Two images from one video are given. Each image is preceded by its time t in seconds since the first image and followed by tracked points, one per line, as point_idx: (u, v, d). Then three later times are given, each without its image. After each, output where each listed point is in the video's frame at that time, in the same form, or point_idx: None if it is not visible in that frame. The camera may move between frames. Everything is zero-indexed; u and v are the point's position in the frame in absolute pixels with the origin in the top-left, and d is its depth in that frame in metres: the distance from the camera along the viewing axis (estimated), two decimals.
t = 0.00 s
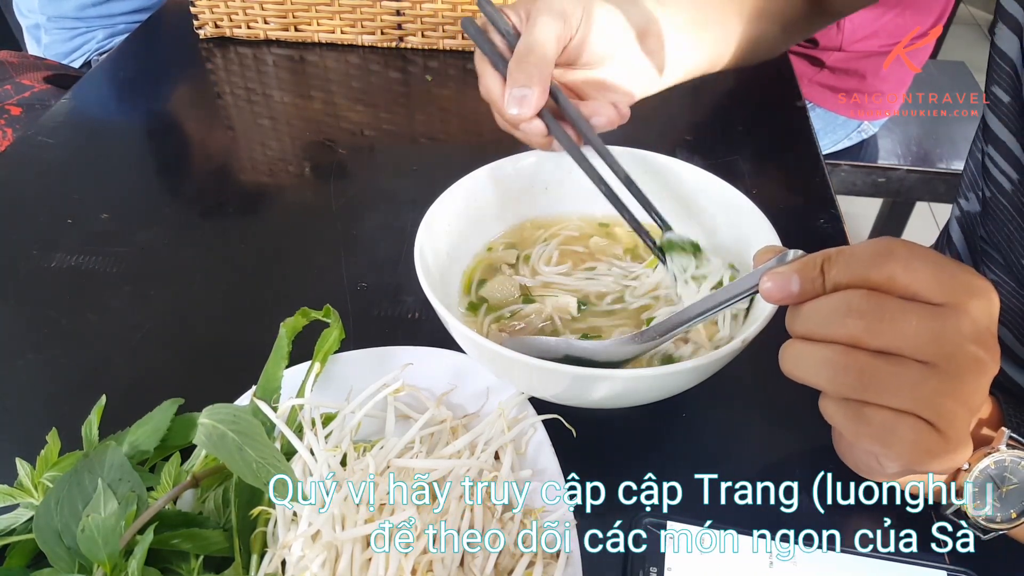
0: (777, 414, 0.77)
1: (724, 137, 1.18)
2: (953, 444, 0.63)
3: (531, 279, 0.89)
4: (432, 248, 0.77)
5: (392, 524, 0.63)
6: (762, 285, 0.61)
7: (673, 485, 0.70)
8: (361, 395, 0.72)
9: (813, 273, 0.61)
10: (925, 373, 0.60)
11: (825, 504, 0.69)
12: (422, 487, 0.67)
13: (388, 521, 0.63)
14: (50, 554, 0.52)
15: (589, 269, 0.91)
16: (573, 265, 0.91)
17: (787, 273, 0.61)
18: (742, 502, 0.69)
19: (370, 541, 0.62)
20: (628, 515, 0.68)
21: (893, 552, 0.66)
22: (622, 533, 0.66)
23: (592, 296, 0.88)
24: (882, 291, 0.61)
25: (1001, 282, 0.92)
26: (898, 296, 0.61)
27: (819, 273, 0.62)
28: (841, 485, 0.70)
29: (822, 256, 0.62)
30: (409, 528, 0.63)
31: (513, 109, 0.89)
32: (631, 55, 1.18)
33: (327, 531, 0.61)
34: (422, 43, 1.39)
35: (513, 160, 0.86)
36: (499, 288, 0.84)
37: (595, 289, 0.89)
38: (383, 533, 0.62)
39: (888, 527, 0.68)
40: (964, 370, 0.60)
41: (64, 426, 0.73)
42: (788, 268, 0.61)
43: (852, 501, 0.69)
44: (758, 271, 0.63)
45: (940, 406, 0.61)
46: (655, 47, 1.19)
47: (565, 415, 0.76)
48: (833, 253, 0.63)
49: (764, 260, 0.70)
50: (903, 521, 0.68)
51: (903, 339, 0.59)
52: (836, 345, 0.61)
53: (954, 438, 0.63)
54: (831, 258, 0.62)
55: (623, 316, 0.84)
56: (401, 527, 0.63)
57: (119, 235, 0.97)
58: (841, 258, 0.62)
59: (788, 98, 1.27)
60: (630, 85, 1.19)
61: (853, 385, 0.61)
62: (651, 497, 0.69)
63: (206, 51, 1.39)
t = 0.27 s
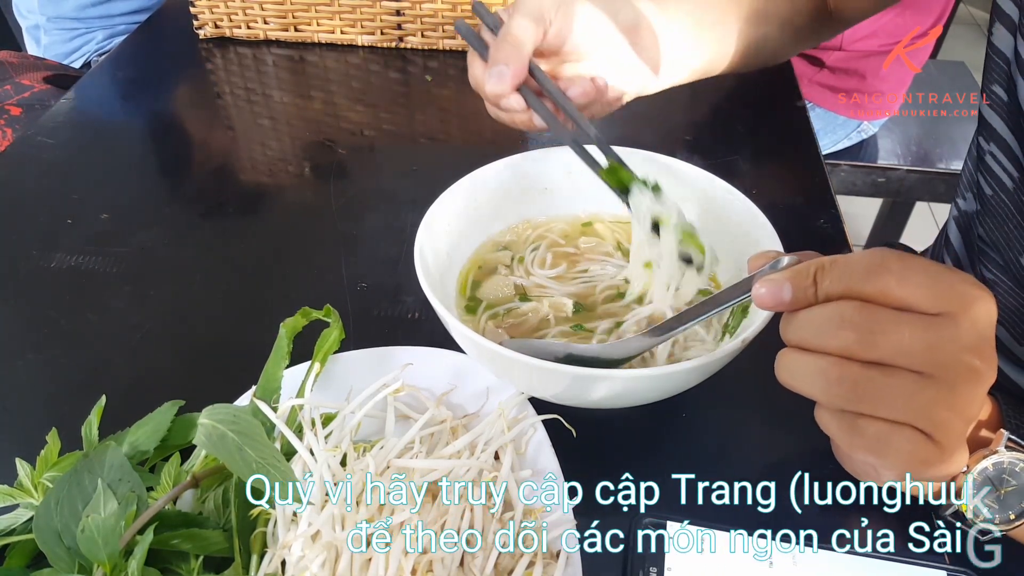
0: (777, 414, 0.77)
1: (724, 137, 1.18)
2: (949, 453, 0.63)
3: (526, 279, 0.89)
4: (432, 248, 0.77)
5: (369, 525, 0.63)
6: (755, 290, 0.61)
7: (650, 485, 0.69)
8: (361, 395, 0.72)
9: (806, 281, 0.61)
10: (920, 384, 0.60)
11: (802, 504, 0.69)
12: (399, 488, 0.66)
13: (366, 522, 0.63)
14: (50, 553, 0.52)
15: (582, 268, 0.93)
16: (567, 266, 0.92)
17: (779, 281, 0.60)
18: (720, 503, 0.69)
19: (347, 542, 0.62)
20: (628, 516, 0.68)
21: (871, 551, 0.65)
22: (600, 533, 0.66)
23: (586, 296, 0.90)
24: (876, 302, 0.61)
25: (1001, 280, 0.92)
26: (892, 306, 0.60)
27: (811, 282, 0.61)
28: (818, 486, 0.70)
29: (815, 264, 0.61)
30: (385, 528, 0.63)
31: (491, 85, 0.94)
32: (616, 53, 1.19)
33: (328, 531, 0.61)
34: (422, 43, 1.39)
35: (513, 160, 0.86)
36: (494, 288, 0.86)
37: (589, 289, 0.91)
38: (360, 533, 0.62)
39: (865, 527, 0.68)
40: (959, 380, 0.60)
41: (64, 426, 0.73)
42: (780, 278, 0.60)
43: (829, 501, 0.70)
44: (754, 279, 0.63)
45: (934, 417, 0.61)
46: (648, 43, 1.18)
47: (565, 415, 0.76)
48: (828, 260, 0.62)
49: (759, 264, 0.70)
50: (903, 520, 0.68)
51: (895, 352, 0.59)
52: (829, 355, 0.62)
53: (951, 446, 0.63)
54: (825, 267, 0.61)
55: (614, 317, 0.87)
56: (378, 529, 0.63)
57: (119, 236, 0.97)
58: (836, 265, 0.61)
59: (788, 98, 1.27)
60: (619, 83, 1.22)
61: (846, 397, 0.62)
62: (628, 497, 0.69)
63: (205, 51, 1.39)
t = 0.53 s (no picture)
0: (777, 414, 0.77)
1: (724, 137, 1.18)
2: (946, 455, 0.63)
3: (525, 278, 0.90)
4: (432, 248, 0.77)
5: (347, 526, 0.62)
6: (750, 293, 0.62)
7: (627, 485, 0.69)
8: (361, 395, 0.72)
9: (798, 284, 0.61)
10: (914, 386, 0.60)
11: (779, 504, 0.69)
12: (376, 488, 0.66)
13: (342, 522, 0.63)
14: (50, 553, 0.52)
15: (582, 266, 0.94)
16: (567, 264, 0.93)
17: (774, 283, 0.61)
18: (697, 503, 0.69)
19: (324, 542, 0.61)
20: (628, 515, 0.68)
21: (846, 551, 0.65)
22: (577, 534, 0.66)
23: (584, 294, 0.91)
24: (869, 306, 0.61)
25: (993, 281, 0.92)
26: (886, 309, 0.60)
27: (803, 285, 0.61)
28: (796, 485, 0.70)
29: (809, 268, 0.62)
30: (363, 528, 0.63)
31: None
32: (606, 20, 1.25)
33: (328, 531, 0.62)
34: (422, 43, 1.39)
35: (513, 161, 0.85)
36: (492, 286, 0.86)
37: (588, 287, 0.92)
38: (337, 533, 0.62)
39: (843, 527, 0.67)
40: (954, 383, 0.60)
41: (64, 426, 0.73)
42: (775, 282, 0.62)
43: (807, 501, 0.69)
44: (749, 281, 0.64)
45: (930, 419, 0.61)
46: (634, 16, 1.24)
47: (565, 416, 0.76)
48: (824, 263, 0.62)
49: (755, 267, 0.71)
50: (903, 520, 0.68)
51: (889, 354, 0.59)
52: (823, 358, 0.62)
53: (948, 449, 0.63)
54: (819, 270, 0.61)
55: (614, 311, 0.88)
56: (356, 528, 0.63)
57: (119, 236, 0.97)
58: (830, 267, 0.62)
59: (787, 98, 1.27)
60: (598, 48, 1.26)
61: (840, 400, 0.62)
62: (605, 497, 0.69)
63: (205, 51, 1.39)
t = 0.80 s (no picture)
0: (777, 414, 0.77)
1: (724, 138, 1.18)
2: (944, 461, 0.63)
3: (524, 278, 0.90)
4: (432, 249, 0.77)
5: (323, 524, 0.61)
6: (749, 296, 0.62)
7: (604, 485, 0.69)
8: (361, 395, 0.73)
9: (797, 289, 0.61)
10: (911, 393, 0.60)
11: (756, 504, 0.69)
12: (352, 488, 0.65)
13: (320, 521, 0.61)
14: (49, 553, 0.52)
15: (581, 266, 0.94)
16: (566, 264, 0.93)
17: (773, 288, 0.62)
18: (675, 503, 0.69)
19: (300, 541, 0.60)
20: (628, 516, 0.68)
21: (823, 551, 0.65)
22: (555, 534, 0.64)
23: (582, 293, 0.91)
24: (866, 312, 0.60)
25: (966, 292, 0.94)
26: (885, 316, 0.60)
27: (801, 290, 0.61)
28: (772, 485, 0.70)
29: (808, 273, 0.62)
30: (340, 527, 0.62)
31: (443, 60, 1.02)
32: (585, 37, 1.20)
33: (330, 531, 0.61)
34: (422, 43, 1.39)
35: (513, 160, 0.85)
36: (491, 286, 0.85)
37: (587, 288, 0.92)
38: (314, 532, 0.60)
39: (819, 527, 0.67)
40: (955, 388, 0.60)
41: (63, 426, 0.73)
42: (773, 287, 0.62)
43: (784, 501, 0.69)
44: (748, 286, 0.65)
45: (928, 426, 0.61)
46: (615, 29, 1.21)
47: (565, 416, 0.76)
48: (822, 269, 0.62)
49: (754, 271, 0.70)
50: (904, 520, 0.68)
51: (887, 361, 0.59)
52: (820, 364, 0.62)
53: (948, 453, 0.63)
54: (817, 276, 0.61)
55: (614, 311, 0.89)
56: (333, 528, 0.62)
57: (118, 236, 0.97)
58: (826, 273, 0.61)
59: (787, 98, 1.27)
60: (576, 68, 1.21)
61: (837, 406, 0.62)
62: (583, 497, 0.69)
63: (205, 51, 1.39)
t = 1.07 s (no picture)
0: (777, 414, 0.77)
1: (724, 138, 1.18)
2: (947, 461, 0.62)
3: (524, 278, 0.90)
4: (432, 249, 0.77)
5: (300, 525, 0.61)
6: (754, 296, 0.63)
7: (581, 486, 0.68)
8: (361, 395, 0.73)
9: (802, 287, 0.62)
10: (913, 392, 0.60)
11: (733, 504, 0.69)
12: (330, 488, 0.64)
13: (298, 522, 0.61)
14: (49, 553, 0.52)
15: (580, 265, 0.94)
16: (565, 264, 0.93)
17: (777, 287, 0.62)
18: (651, 502, 0.69)
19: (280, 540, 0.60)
20: (628, 516, 0.68)
21: (813, 550, 0.64)
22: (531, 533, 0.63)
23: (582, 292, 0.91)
24: (871, 310, 0.61)
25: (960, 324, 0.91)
26: (889, 314, 0.60)
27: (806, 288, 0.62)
28: (750, 486, 0.70)
29: (812, 272, 0.62)
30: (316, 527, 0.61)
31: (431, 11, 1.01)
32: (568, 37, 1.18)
33: (328, 532, 0.62)
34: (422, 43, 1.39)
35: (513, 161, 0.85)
36: (491, 286, 0.85)
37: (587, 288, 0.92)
38: (292, 533, 0.61)
39: (797, 527, 0.67)
40: (959, 389, 0.59)
41: (63, 426, 0.73)
42: (777, 286, 0.62)
43: (761, 501, 0.69)
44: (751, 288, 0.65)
45: (930, 425, 0.60)
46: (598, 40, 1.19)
47: (565, 416, 0.76)
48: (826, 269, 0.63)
49: (757, 270, 0.71)
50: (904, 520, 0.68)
51: (890, 360, 0.60)
52: (823, 362, 0.63)
53: (951, 455, 0.62)
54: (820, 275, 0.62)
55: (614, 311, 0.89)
56: (309, 528, 0.61)
57: (117, 236, 0.97)
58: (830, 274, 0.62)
59: (787, 98, 1.27)
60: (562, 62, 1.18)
61: (838, 404, 0.62)
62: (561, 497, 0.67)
63: (205, 51, 1.39)
